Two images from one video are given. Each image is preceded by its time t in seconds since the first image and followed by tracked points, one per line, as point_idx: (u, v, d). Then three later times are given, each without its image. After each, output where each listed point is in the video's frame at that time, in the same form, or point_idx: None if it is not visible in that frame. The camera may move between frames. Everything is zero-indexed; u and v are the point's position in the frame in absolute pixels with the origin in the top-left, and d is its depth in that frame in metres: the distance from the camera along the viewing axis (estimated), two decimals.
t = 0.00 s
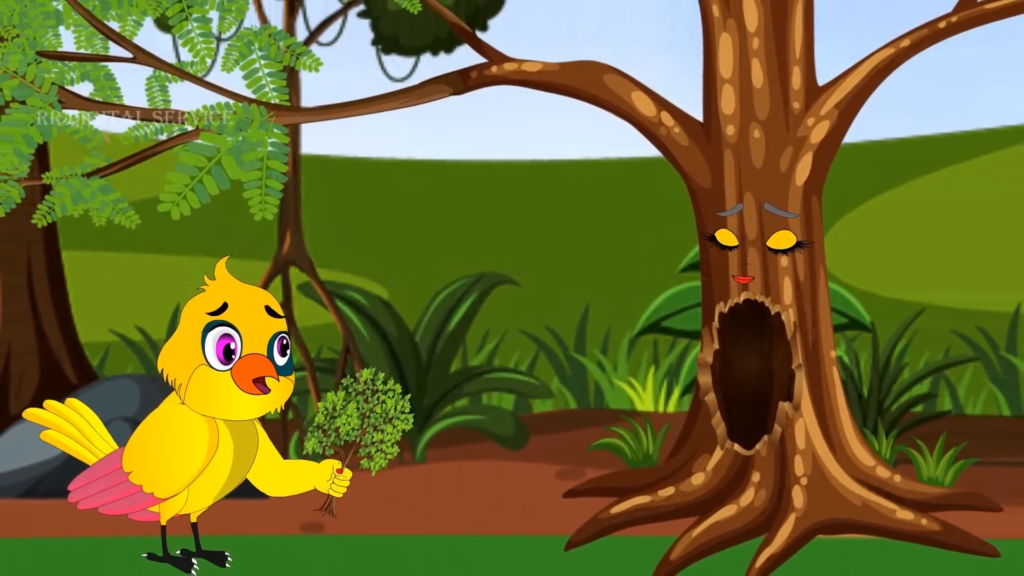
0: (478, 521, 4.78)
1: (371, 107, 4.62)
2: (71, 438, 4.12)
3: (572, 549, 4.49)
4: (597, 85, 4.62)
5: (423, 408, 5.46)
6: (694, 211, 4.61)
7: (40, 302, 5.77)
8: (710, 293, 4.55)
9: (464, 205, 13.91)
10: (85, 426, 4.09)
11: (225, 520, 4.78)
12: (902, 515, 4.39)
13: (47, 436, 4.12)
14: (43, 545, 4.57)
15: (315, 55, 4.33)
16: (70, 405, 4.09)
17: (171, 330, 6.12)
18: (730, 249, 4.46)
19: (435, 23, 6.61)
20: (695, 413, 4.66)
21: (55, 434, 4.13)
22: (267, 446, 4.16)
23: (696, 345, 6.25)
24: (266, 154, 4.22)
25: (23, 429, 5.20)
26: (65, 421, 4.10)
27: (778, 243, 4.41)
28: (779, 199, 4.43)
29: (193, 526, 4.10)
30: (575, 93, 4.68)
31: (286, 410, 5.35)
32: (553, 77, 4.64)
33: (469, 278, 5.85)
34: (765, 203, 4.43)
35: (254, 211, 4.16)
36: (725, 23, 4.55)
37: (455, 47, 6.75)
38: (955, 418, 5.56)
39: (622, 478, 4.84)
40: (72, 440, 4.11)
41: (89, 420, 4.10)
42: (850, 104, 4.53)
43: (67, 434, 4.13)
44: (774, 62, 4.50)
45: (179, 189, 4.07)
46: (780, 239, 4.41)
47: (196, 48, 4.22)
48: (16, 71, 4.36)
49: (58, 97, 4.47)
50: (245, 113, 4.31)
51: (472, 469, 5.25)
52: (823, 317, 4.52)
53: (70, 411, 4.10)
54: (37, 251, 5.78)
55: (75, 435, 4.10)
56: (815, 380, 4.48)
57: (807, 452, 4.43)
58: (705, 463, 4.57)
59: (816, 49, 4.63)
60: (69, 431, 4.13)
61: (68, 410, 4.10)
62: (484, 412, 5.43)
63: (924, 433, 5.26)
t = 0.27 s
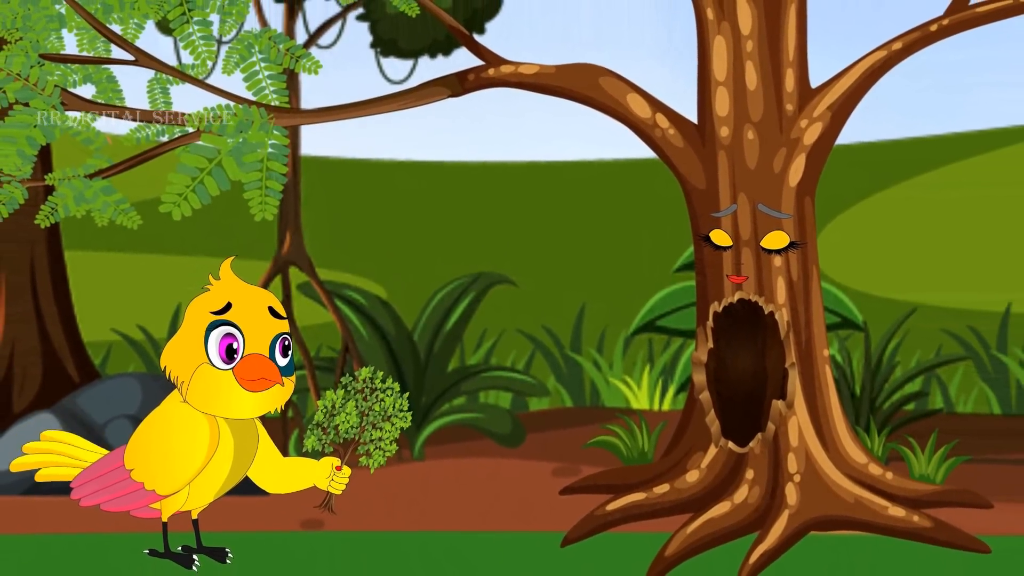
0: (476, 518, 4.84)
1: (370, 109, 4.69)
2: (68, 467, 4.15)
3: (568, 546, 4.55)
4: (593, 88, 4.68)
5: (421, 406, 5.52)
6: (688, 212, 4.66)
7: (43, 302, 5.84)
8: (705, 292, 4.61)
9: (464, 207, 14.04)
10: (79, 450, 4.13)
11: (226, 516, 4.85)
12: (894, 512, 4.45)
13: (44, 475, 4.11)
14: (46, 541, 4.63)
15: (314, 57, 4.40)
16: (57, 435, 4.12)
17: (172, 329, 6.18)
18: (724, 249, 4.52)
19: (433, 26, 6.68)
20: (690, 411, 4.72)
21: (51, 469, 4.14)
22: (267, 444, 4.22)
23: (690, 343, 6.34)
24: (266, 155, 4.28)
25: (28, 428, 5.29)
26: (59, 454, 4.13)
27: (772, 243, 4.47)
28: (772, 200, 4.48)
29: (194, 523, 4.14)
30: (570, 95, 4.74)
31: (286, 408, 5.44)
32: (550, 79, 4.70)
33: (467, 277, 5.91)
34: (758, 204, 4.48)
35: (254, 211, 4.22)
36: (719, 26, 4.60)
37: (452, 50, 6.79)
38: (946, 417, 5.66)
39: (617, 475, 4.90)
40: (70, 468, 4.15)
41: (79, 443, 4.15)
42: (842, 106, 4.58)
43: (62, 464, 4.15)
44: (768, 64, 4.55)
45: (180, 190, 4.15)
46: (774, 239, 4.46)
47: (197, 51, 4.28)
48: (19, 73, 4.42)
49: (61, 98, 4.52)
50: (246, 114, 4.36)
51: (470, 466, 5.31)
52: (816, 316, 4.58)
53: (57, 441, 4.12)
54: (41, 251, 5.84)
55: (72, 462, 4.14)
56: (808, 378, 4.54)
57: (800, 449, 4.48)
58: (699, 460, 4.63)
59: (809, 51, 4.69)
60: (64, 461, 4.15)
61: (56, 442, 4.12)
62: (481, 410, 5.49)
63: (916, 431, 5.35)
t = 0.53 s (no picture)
0: (473, 514, 4.90)
1: (369, 111, 4.75)
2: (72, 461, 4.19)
3: (564, 542, 4.60)
4: (589, 90, 4.75)
5: (420, 404, 5.60)
6: (683, 212, 4.72)
7: (46, 302, 5.91)
8: (699, 292, 4.67)
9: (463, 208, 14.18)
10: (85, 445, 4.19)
11: (227, 513, 4.91)
12: (886, 508, 4.51)
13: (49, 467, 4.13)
14: (49, 537, 4.70)
15: (313, 60, 4.46)
16: (63, 429, 4.18)
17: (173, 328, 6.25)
18: (719, 249, 4.57)
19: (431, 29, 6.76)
20: (685, 409, 4.77)
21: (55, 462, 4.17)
22: (268, 442, 4.28)
23: (686, 342, 6.37)
24: (266, 157, 4.34)
25: (30, 425, 5.34)
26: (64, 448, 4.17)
27: (765, 243, 4.52)
28: (766, 201, 4.54)
29: (195, 519, 4.19)
30: (566, 97, 4.80)
31: (287, 406, 5.52)
32: (546, 81, 4.76)
33: (464, 277, 5.98)
34: (753, 205, 4.54)
35: (255, 212, 4.30)
36: (713, 29, 4.67)
37: (450, 53, 6.86)
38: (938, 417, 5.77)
39: (613, 472, 4.97)
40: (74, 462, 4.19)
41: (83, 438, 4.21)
42: (835, 109, 4.65)
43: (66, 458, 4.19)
44: (761, 67, 4.61)
45: (182, 191, 4.20)
46: (768, 240, 4.52)
47: (198, 53, 4.34)
48: (22, 76, 4.46)
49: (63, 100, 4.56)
50: (246, 117, 4.40)
51: (468, 464, 5.37)
52: (809, 315, 4.64)
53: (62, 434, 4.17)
54: (44, 251, 5.91)
55: (77, 457, 4.19)
56: (801, 377, 4.60)
57: (794, 447, 4.54)
58: (694, 458, 4.69)
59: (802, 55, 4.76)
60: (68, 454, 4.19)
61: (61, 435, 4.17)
62: (478, 407, 5.56)
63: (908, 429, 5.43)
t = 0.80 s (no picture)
0: (469, 511, 4.97)
1: (367, 113, 4.82)
2: (77, 449, 4.24)
3: (560, 538, 4.66)
4: (585, 92, 4.81)
5: (417, 402, 5.68)
6: (678, 213, 4.79)
7: (50, 302, 6.02)
8: (693, 291, 4.73)
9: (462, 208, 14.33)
10: (91, 436, 4.22)
11: (228, 510, 4.99)
12: (877, 505, 4.57)
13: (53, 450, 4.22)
14: (53, 532, 4.78)
15: (313, 63, 4.53)
16: (75, 416, 4.22)
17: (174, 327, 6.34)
18: (713, 249, 4.64)
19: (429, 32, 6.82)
20: (680, 407, 4.84)
21: (61, 447, 4.24)
22: (268, 440, 4.33)
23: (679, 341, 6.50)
24: (266, 158, 4.40)
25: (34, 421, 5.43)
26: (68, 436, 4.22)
27: (759, 243, 4.58)
28: (759, 201, 4.60)
29: (196, 516, 4.25)
30: (562, 99, 4.87)
31: (286, 404, 5.64)
32: (542, 84, 4.83)
33: (461, 276, 6.04)
34: (746, 205, 4.60)
35: (255, 213, 4.36)
36: (707, 32, 4.73)
37: (448, 56, 6.90)
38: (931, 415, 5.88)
39: (609, 470, 5.03)
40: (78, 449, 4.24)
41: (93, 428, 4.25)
42: (827, 111, 4.70)
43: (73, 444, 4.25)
44: (754, 70, 4.68)
45: (183, 192, 4.25)
46: (761, 240, 4.58)
47: (199, 56, 4.40)
48: (26, 78, 4.53)
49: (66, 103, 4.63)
50: (246, 118, 4.45)
51: (465, 461, 5.44)
52: (802, 315, 4.70)
53: (72, 421, 4.22)
54: (47, 251, 6.02)
55: (82, 445, 4.23)
56: (794, 375, 4.66)
57: (786, 444, 4.60)
58: (688, 455, 4.75)
59: (795, 57, 4.82)
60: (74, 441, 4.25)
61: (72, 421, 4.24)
62: (476, 406, 5.66)
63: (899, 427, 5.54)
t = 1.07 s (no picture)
0: (466, 507, 5.05)
1: (366, 116, 4.89)
2: (84, 436, 4.31)
3: (556, 534, 4.73)
4: (580, 94, 4.88)
5: (416, 401, 5.76)
6: (672, 214, 4.85)
7: (53, 301, 6.13)
8: (688, 291, 4.79)
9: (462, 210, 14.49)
10: (100, 427, 4.29)
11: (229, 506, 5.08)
12: (869, 502, 4.63)
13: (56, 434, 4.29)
14: (57, 527, 4.87)
15: (312, 65, 4.60)
16: (86, 404, 4.28)
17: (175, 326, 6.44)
18: (707, 249, 4.68)
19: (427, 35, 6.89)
20: (674, 405, 4.90)
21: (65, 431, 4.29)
22: (267, 437, 4.37)
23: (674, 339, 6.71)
24: (266, 159, 4.46)
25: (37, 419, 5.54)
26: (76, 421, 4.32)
27: (752, 243, 4.63)
28: (753, 202, 4.66)
29: (197, 513, 4.31)
30: (559, 102, 4.93)
31: (286, 402, 5.73)
32: (538, 86, 4.90)
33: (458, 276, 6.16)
34: (740, 206, 4.66)
35: (255, 213, 4.41)
36: (701, 35, 4.79)
37: (446, 59, 6.94)
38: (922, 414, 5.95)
39: (604, 466, 5.10)
40: (82, 437, 4.31)
41: (102, 418, 4.31)
42: (819, 113, 4.76)
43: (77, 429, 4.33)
44: (748, 72, 4.74)
45: (184, 193, 4.31)
46: (755, 240, 4.63)
47: (200, 59, 4.47)
48: (29, 80, 4.60)
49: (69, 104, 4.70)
50: (247, 121, 4.54)
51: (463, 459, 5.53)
52: (795, 314, 4.76)
53: (82, 408, 4.28)
54: (49, 251, 6.13)
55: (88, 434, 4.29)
56: (787, 374, 4.71)
57: (780, 442, 4.66)
58: (683, 452, 4.81)
59: (788, 60, 4.88)
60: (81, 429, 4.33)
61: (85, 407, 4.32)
62: (474, 404, 5.77)
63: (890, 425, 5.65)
